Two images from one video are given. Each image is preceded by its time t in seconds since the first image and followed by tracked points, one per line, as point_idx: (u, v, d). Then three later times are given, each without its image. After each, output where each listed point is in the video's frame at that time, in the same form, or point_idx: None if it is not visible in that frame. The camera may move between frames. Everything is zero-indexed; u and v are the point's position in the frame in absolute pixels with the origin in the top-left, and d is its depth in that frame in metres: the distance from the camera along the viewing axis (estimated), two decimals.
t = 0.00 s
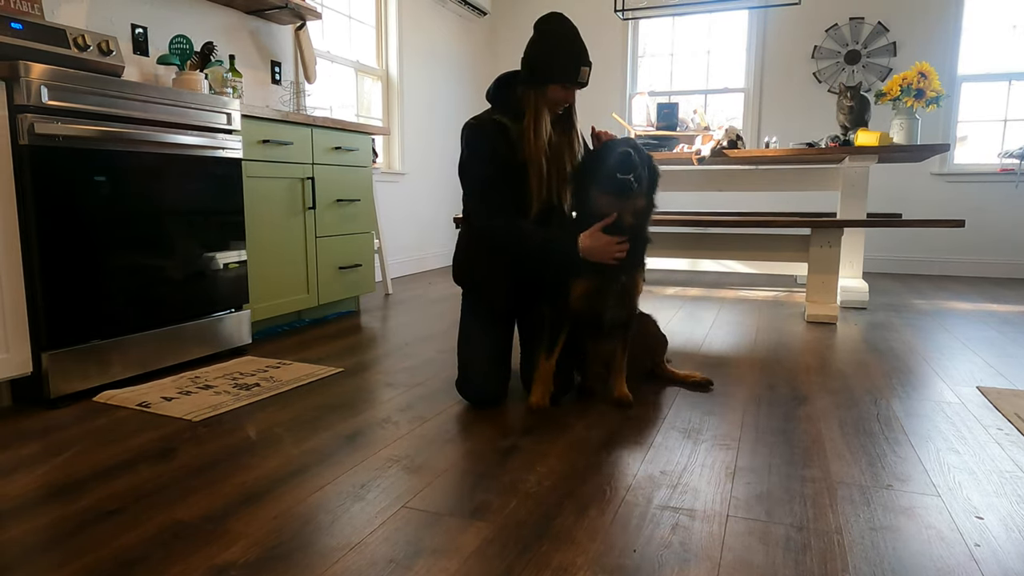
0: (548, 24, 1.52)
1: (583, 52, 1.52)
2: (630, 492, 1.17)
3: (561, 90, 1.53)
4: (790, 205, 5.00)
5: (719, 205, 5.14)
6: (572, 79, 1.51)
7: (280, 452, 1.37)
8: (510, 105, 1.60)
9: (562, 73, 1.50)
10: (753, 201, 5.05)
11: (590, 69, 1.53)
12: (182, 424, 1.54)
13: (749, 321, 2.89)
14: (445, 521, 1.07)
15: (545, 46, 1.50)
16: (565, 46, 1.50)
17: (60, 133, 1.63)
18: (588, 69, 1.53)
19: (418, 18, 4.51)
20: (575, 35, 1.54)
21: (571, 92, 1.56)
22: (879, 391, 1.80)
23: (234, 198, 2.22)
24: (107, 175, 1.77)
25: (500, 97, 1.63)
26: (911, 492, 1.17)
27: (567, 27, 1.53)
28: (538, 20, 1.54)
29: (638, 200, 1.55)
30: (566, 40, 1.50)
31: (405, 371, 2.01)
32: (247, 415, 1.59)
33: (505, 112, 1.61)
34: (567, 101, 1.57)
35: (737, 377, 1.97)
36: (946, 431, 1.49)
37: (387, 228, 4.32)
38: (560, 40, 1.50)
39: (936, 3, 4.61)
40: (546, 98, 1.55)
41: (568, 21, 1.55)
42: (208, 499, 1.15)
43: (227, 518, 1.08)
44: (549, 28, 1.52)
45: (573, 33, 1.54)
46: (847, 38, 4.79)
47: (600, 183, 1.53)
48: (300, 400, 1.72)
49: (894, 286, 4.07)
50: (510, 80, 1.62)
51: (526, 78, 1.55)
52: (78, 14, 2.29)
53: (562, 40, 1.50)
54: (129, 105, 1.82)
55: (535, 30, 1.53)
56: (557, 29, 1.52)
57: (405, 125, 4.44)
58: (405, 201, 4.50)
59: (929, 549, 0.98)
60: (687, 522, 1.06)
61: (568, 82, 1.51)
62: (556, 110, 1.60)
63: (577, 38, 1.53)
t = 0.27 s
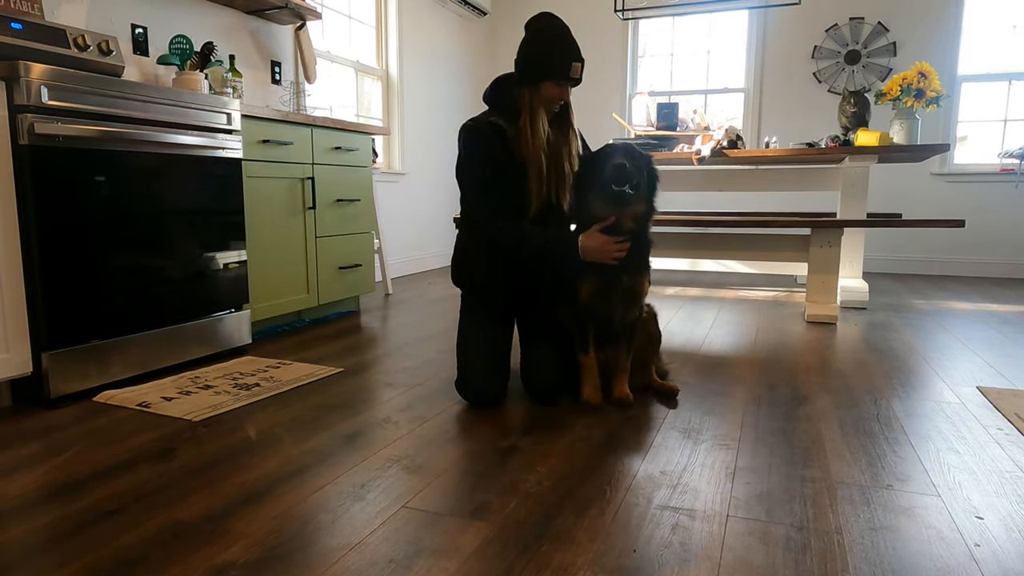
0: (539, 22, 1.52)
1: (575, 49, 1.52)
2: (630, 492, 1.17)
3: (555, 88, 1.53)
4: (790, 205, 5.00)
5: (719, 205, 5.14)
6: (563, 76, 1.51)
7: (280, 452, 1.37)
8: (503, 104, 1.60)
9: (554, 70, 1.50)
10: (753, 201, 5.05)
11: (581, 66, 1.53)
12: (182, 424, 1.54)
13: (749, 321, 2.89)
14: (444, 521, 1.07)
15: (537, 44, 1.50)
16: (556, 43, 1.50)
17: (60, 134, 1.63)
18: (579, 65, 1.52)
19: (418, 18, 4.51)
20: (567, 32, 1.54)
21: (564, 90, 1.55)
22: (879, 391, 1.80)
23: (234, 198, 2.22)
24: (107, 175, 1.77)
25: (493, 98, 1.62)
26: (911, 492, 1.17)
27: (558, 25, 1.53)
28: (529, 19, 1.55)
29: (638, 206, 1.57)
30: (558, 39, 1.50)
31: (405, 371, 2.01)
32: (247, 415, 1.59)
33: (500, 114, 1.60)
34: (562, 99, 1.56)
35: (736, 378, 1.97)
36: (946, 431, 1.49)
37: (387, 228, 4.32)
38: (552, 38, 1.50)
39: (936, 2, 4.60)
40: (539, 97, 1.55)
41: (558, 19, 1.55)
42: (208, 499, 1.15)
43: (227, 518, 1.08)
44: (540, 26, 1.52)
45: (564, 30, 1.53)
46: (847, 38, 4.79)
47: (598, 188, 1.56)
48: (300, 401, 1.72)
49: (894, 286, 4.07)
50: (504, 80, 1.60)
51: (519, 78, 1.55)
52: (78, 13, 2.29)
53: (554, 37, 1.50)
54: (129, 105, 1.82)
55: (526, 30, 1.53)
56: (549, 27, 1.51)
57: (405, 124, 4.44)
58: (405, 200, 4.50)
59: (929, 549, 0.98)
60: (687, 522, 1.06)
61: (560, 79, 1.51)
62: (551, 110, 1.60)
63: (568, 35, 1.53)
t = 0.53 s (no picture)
0: (530, 21, 1.52)
1: (567, 46, 1.50)
2: (630, 491, 1.17)
3: (546, 86, 1.51)
4: (790, 205, 5.00)
5: (719, 205, 5.14)
6: (551, 73, 1.48)
7: (280, 452, 1.37)
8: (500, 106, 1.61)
9: (542, 67, 1.48)
10: (753, 201, 5.06)
11: (571, 61, 1.49)
12: (182, 424, 1.54)
13: (749, 321, 2.89)
14: (444, 521, 1.07)
15: (527, 43, 1.49)
16: (546, 40, 1.48)
17: (60, 134, 1.63)
18: (569, 61, 1.48)
19: (418, 18, 4.51)
20: (558, 29, 1.52)
21: (556, 86, 1.52)
22: (878, 391, 1.81)
23: (234, 198, 2.22)
24: (107, 174, 1.77)
25: (491, 99, 1.62)
26: (911, 492, 1.17)
27: (550, 23, 1.52)
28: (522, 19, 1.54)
29: (638, 208, 1.58)
30: (549, 36, 1.49)
31: (405, 371, 2.01)
32: (247, 415, 1.59)
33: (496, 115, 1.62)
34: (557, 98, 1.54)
35: (737, 377, 1.97)
36: (945, 431, 1.50)
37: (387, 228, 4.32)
38: (541, 36, 1.49)
39: (936, 2, 4.60)
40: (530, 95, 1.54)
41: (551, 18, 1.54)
42: (208, 499, 1.15)
43: (227, 518, 1.08)
44: (531, 25, 1.51)
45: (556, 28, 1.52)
46: (847, 38, 4.79)
47: (601, 190, 1.58)
48: (300, 400, 1.72)
49: (894, 286, 4.07)
50: (500, 80, 1.60)
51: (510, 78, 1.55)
52: (78, 13, 2.29)
53: (545, 35, 1.49)
54: (129, 105, 1.81)
55: (518, 29, 1.52)
56: (539, 26, 1.50)
57: (405, 124, 4.44)
58: (405, 200, 4.50)
59: (929, 549, 0.98)
60: (687, 522, 1.06)
61: (549, 77, 1.49)
62: (546, 112, 1.58)
63: (560, 33, 1.51)
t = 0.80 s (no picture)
0: (527, 24, 1.51)
1: (564, 47, 1.49)
2: (630, 491, 1.17)
3: (544, 90, 1.50)
4: (789, 205, 5.01)
5: (719, 205, 5.15)
6: (546, 75, 1.47)
7: (280, 452, 1.37)
8: (500, 109, 1.61)
9: (537, 70, 1.48)
10: (753, 201, 5.06)
11: (566, 61, 1.48)
12: (181, 424, 1.54)
13: (749, 321, 2.89)
14: (444, 521, 1.07)
15: (523, 45, 1.49)
16: (541, 43, 1.48)
17: (60, 134, 1.63)
18: (563, 62, 1.47)
19: (418, 18, 4.51)
20: (555, 31, 1.51)
21: (554, 89, 1.51)
22: (878, 391, 1.81)
23: (234, 198, 2.22)
24: (107, 174, 1.77)
25: (491, 103, 1.62)
26: (911, 492, 1.17)
27: (546, 25, 1.51)
28: (520, 21, 1.54)
29: (658, 226, 1.51)
30: (545, 37, 1.48)
31: (405, 372, 2.01)
32: (247, 415, 1.59)
33: (496, 121, 1.61)
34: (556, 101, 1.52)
35: (738, 377, 1.97)
36: (945, 431, 1.50)
37: (387, 228, 4.32)
38: (538, 37, 1.48)
39: (936, 2, 4.60)
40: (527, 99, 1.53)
41: (549, 20, 1.53)
42: (208, 499, 1.15)
43: (227, 518, 1.08)
44: (528, 28, 1.51)
45: (553, 30, 1.51)
46: (847, 38, 4.79)
47: (621, 207, 1.50)
48: (300, 400, 1.72)
49: (894, 286, 4.07)
50: (499, 84, 1.59)
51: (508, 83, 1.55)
52: (78, 13, 2.29)
53: (541, 36, 1.48)
54: (129, 105, 1.81)
55: (515, 32, 1.52)
56: (536, 28, 1.50)
57: (405, 124, 4.44)
58: (405, 200, 4.50)
59: (929, 549, 0.98)
60: (687, 522, 1.06)
61: (545, 80, 1.48)
62: (547, 116, 1.57)
63: (557, 34, 1.50)
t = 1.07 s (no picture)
0: (527, 25, 1.50)
1: (566, 49, 1.48)
2: (630, 491, 1.17)
3: (546, 93, 1.48)
4: (789, 205, 5.01)
5: (719, 205, 5.14)
6: (549, 79, 1.46)
7: (279, 452, 1.37)
8: (502, 112, 1.59)
9: (538, 72, 1.46)
10: (753, 201, 5.06)
11: (568, 64, 1.46)
12: (181, 424, 1.54)
13: (749, 321, 2.89)
14: (445, 521, 1.07)
15: (524, 47, 1.48)
16: (542, 44, 1.46)
17: (60, 134, 1.63)
18: (565, 64, 1.46)
19: (418, 18, 4.51)
20: (557, 32, 1.50)
21: (557, 93, 1.49)
22: (878, 391, 1.81)
23: (234, 198, 2.22)
24: (107, 174, 1.77)
25: (493, 106, 1.61)
26: (911, 492, 1.17)
27: (546, 26, 1.50)
28: (520, 22, 1.53)
29: (670, 217, 1.51)
30: (546, 39, 1.47)
31: (405, 371, 2.01)
32: (247, 415, 1.59)
33: (499, 124, 1.60)
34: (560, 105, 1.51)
35: (738, 377, 1.97)
36: (945, 431, 1.50)
37: (387, 228, 4.32)
38: (539, 39, 1.47)
39: (936, 2, 4.60)
40: (531, 104, 1.52)
41: (551, 21, 1.52)
42: (208, 499, 1.15)
43: (227, 518, 1.08)
44: (529, 29, 1.50)
45: (554, 31, 1.50)
46: (847, 38, 4.79)
47: (637, 199, 1.49)
48: (300, 400, 1.72)
49: (894, 286, 4.07)
50: (501, 86, 1.58)
51: (511, 88, 1.54)
52: (78, 13, 2.29)
53: (542, 38, 1.47)
54: (129, 105, 1.81)
55: (515, 33, 1.51)
56: (537, 30, 1.49)
57: (405, 124, 4.44)
58: (405, 200, 4.50)
59: (929, 549, 0.98)
60: (687, 522, 1.06)
61: (546, 83, 1.47)
62: (551, 120, 1.55)
63: (559, 36, 1.49)
